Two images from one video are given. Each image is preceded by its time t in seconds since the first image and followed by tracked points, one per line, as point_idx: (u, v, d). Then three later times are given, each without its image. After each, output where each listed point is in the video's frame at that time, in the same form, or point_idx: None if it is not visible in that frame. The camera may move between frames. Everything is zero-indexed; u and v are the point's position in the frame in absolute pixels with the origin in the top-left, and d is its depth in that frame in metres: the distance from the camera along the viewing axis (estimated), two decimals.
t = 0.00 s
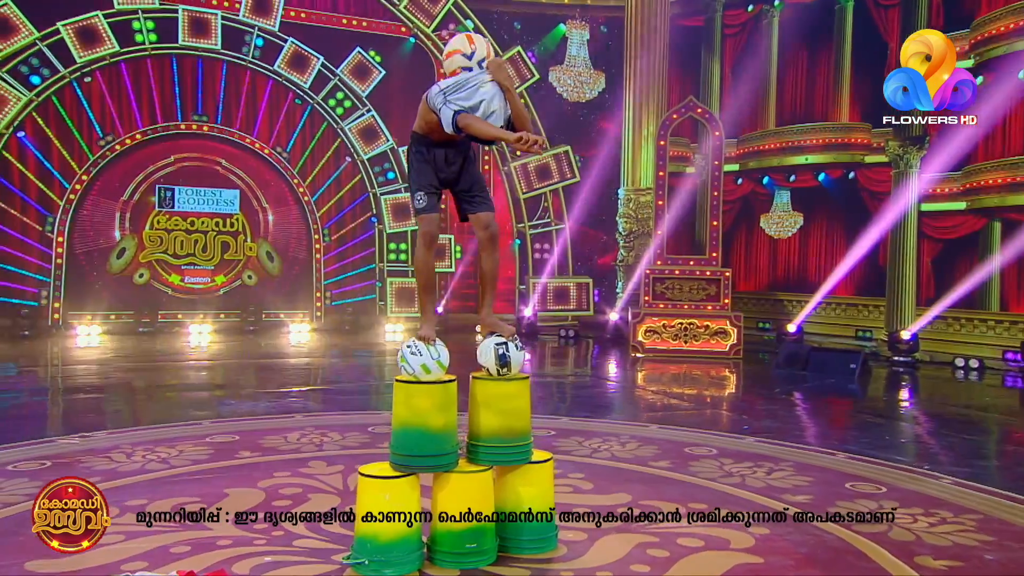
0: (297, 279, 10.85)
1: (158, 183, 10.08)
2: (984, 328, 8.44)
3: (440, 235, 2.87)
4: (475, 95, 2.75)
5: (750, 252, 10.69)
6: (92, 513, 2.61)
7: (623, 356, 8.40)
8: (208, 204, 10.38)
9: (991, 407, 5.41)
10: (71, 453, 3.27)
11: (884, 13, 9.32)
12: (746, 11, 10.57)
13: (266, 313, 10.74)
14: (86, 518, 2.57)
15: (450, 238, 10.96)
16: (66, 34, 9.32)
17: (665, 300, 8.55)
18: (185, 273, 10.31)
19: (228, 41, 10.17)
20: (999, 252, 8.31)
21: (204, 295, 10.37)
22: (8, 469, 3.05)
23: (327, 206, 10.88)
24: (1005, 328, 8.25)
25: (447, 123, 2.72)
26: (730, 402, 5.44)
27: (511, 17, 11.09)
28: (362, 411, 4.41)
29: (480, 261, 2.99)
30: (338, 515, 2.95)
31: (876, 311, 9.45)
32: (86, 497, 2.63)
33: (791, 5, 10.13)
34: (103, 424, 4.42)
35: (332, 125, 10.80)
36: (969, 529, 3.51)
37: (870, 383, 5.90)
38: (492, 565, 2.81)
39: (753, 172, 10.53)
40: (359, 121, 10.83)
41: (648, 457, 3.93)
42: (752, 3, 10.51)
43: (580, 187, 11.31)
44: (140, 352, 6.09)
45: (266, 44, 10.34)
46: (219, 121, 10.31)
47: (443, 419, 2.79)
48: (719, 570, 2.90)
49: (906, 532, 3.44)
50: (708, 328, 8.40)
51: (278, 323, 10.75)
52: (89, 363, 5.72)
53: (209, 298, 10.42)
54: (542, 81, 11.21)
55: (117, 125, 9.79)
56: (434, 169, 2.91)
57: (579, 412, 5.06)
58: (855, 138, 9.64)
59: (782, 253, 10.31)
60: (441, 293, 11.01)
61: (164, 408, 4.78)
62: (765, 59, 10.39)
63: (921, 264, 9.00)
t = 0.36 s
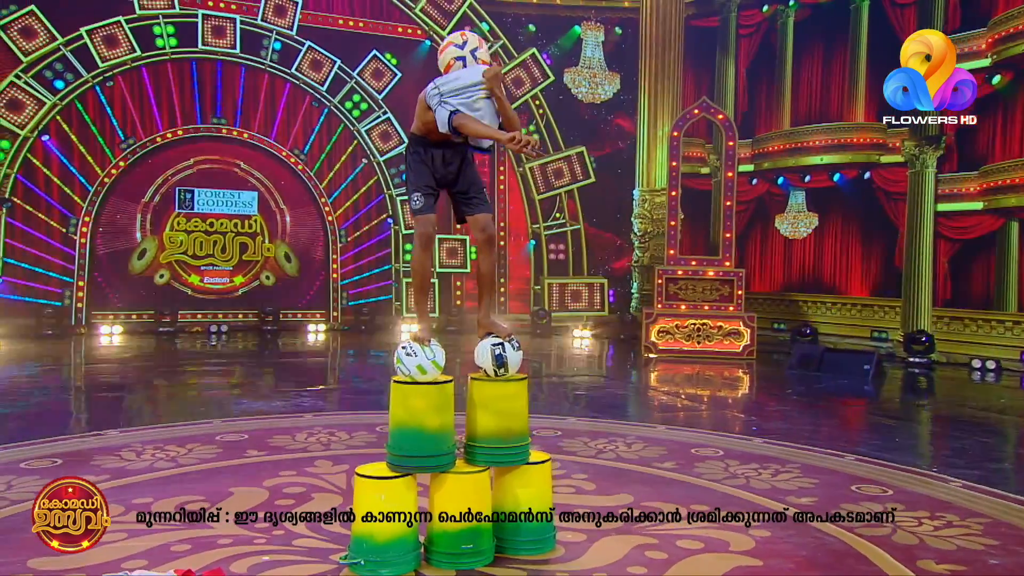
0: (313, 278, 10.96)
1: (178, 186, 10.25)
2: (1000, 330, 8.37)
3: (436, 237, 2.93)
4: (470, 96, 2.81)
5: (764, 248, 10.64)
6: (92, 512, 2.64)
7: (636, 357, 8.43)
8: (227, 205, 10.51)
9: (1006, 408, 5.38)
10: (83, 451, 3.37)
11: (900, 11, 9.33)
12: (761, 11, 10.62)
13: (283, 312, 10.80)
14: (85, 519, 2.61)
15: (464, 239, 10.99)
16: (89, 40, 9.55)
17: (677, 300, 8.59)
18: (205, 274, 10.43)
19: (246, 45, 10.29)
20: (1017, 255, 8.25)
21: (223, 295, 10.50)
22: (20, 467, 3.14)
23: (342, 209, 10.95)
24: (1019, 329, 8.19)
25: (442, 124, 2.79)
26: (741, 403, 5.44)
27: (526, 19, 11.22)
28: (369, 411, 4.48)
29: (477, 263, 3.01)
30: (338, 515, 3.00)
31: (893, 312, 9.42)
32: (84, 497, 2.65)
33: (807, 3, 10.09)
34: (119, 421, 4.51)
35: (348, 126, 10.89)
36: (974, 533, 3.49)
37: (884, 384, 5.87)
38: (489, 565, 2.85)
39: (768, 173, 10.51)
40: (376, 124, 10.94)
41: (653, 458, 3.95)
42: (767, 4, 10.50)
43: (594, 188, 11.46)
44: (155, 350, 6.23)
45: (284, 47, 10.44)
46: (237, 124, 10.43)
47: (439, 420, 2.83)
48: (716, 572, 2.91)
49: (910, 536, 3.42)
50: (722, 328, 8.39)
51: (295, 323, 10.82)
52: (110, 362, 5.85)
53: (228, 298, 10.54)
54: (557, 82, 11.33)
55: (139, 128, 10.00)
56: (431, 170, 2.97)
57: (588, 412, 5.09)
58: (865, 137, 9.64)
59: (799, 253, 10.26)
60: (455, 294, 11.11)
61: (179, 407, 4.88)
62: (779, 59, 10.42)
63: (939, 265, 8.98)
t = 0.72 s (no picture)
0: (328, 278, 11.06)
1: (196, 188, 10.39)
2: (1013, 329, 8.56)
3: (432, 240, 3.00)
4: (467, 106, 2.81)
5: (778, 250, 10.70)
6: (92, 512, 2.70)
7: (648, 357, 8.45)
8: (246, 207, 10.65)
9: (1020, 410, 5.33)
10: (93, 449, 3.46)
11: (914, 10, 9.44)
12: (775, 11, 10.64)
13: (298, 312, 10.95)
14: (85, 519, 2.67)
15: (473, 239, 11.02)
16: (110, 44, 9.77)
17: (688, 300, 8.65)
18: (222, 275, 10.60)
19: (263, 49, 10.46)
20: None
21: (240, 296, 10.66)
22: (32, 465, 3.23)
23: (357, 210, 11.06)
24: None
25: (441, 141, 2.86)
26: (751, 403, 5.44)
27: (539, 21, 11.33)
28: (376, 410, 4.55)
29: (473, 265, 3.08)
30: (338, 515, 3.05)
31: (906, 311, 9.55)
32: (85, 497, 2.71)
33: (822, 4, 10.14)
34: (136, 420, 4.61)
35: (363, 128, 11.01)
36: (978, 536, 3.47)
37: (897, 387, 5.84)
38: (484, 565, 2.88)
39: (782, 173, 10.57)
40: (391, 125, 11.09)
41: (657, 459, 3.97)
42: (781, 4, 10.54)
43: (609, 188, 11.50)
44: (173, 349, 6.35)
45: (300, 50, 10.62)
46: (255, 126, 10.56)
47: (434, 421, 2.88)
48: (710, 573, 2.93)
49: (912, 539, 3.42)
50: (733, 329, 8.40)
51: (313, 323, 10.95)
52: (130, 360, 5.97)
53: (245, 298, 10.70)
54: (571, 82, 11.43)
55: (158, 130, 10.16)
56: (426, 174, 3.05)
57: (597, 413, 5.12)
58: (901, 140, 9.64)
59: (811, 254, 10.32)
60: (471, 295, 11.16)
61: (195, 405, 4.97)
62: (793, 59, 10.43)
63: (954, 264, 9.11)
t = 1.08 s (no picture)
0: (344, 278, 11.31)
1: (214, 189, 10.70)
2: None
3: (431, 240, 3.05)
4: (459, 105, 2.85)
5: (794, 248, 10.98)
6: (92, 512, 2.73)
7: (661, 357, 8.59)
8: (262, 208, 10.96)
9: None
10: (102, 448, 3.54)
11: (931, 8, 9.54)
12: (791, 10, 10.89)
13: (315, 311, 11.19)
14: (86, 519, 2.70)
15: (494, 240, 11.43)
16: (131, 49, 9.99)
17: (700, 301, 8.74)
18: (239, 275, 10.90)
19: (279, 51, 10.69)
20: None
21: (256, 295, 10.96)
22: (42, 463, 3.31)
23: (374, 210, 11.35)
24: None
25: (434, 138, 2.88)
26: (762, 403, 5.44)
27: (554, 21, 11.49)
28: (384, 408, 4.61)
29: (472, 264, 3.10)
30: (338, 515, 3.09)
31: (922, 312, 9.64)
32: (85, 497, 2.74)
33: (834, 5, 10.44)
34: (151, 418, 4.70)
35: (379, 130, 11.25)
36: (982, 539, 3.44)
37: (911, 388, 5.80)
38: (480, 565, 2.91)
39: (797, 173, 10.86)
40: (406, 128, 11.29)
41: (661, 460, 3.97)
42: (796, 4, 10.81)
43: (622, 189, 11.64)
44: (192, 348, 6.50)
45: (317, 53, 10.83)
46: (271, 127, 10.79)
47: (430, 421, 2.90)
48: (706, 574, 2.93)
49: (915, 542, 3.39)
50: (746, 329, 8.49)
51: (331, 323, 11.20)
52: (150, 358, 6.11)
53: (262, 298, 11.02)
54: (586, 82, 11.60)
55: (176, 133, 10.42)
56: (425, 174, 3.08)
57: (607, 412, 5.14)
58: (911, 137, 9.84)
59: (828, 252, 10.58)
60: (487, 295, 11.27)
61: (211, 403, 5.07)
62: (806, 61, 10.74)
63: (972, 263, 9.16)
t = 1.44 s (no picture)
0: (360, 277, 11.70)
1: (231, 190, 11.06)
2: None
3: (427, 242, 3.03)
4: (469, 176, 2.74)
5: (813, 249, 11.39)
6: (92, 512, 2.78)
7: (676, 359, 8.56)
8: (278, 209, 11.30)
9: None
10: (111, 447, 3.62)
11: (951, 6, 9.48)
12: (808, 8, 11.29)
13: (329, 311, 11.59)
14: (86, 519, 2.75)
15: (506, 240, 11.62)
16: (149, 50, 10.35)
17: (719, 301, 8.76)
18: (256, 275, 11.25)
19: (296, 53, 11.08)
20: None
21: (273, 295, 11.31)
22: (51, 461, 3.40)
23: (390, 211, 11.76)
24: None
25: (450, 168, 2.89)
26: (774, 403, 5.43)
27: (568, 23, 11.77)
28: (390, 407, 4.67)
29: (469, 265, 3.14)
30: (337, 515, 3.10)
31: (943, 314, 9.70)
32: (85, 498, 2.79)
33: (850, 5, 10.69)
34: (166, 415, 4.80)
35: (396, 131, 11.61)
36: (988, 544, 3.40)
37: (929, 389, 5.76)
38: (476, 567, 2.90)
39: (813, 173, 11.11)
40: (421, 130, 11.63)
41: (667, 461, 3.97)
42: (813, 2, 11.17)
43: (638, 189, 11.96)
44: (211, 346, 6.72)
45: (332, 54, 11.20)
46: (286, 127, 11.21)
47: (426, 421, 2.92)
48: None
49: (920, 546, 3.36)
50: (761, 330, 8.55)
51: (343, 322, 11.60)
52: (170, 355, 6.31)
53: (279, 297, 11.36)
54: (602, 83, 11.87)
55: (194, 134, 10.83)
56: (423, 176, 3.09)
57: (617, 412, 5.16)
58: (924, 135, 9.77)
59: (846, 252, 10.92)
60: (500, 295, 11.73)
61: (222, 404, 5.08)
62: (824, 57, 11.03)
63: (992, 264, 9.05)
